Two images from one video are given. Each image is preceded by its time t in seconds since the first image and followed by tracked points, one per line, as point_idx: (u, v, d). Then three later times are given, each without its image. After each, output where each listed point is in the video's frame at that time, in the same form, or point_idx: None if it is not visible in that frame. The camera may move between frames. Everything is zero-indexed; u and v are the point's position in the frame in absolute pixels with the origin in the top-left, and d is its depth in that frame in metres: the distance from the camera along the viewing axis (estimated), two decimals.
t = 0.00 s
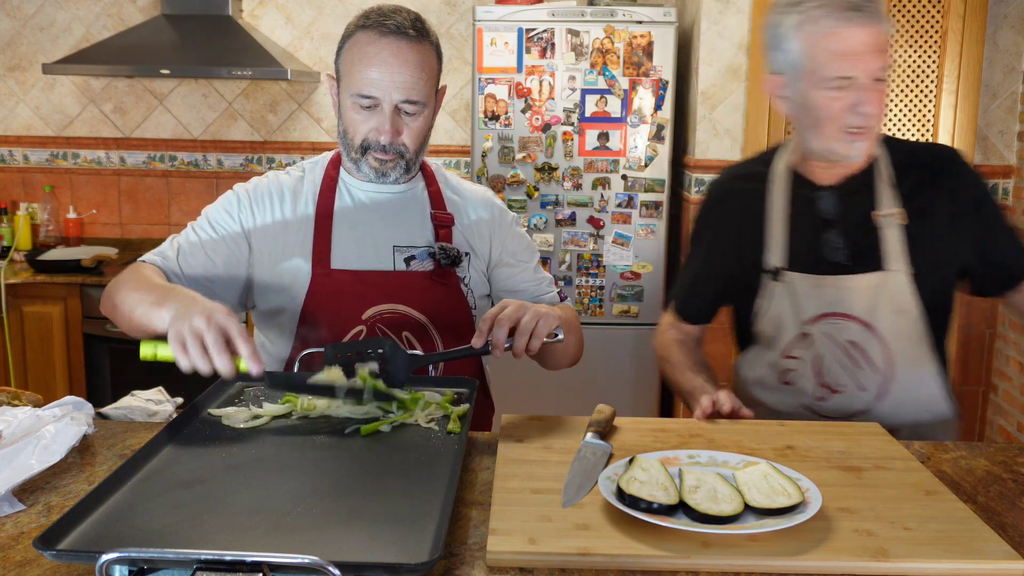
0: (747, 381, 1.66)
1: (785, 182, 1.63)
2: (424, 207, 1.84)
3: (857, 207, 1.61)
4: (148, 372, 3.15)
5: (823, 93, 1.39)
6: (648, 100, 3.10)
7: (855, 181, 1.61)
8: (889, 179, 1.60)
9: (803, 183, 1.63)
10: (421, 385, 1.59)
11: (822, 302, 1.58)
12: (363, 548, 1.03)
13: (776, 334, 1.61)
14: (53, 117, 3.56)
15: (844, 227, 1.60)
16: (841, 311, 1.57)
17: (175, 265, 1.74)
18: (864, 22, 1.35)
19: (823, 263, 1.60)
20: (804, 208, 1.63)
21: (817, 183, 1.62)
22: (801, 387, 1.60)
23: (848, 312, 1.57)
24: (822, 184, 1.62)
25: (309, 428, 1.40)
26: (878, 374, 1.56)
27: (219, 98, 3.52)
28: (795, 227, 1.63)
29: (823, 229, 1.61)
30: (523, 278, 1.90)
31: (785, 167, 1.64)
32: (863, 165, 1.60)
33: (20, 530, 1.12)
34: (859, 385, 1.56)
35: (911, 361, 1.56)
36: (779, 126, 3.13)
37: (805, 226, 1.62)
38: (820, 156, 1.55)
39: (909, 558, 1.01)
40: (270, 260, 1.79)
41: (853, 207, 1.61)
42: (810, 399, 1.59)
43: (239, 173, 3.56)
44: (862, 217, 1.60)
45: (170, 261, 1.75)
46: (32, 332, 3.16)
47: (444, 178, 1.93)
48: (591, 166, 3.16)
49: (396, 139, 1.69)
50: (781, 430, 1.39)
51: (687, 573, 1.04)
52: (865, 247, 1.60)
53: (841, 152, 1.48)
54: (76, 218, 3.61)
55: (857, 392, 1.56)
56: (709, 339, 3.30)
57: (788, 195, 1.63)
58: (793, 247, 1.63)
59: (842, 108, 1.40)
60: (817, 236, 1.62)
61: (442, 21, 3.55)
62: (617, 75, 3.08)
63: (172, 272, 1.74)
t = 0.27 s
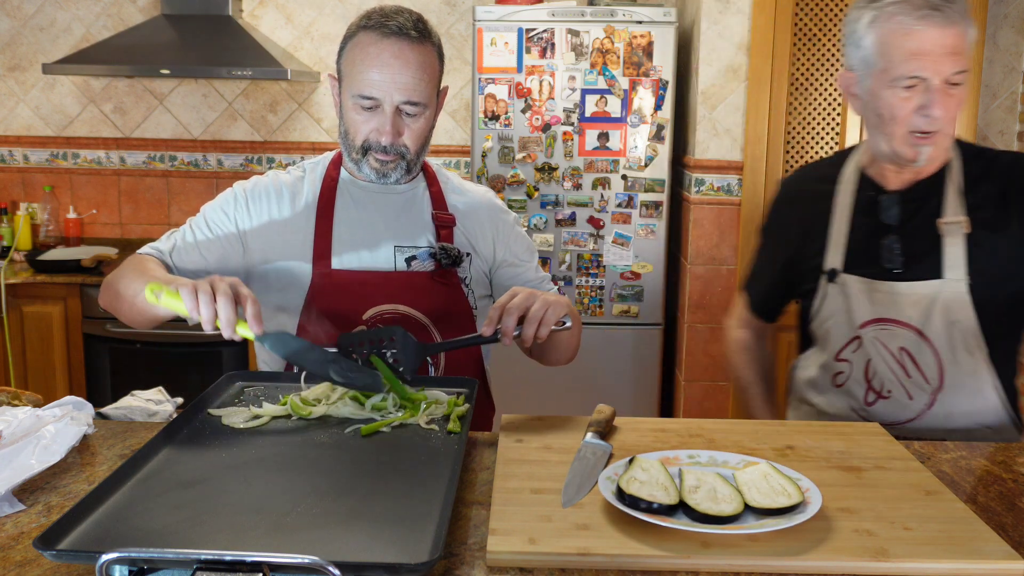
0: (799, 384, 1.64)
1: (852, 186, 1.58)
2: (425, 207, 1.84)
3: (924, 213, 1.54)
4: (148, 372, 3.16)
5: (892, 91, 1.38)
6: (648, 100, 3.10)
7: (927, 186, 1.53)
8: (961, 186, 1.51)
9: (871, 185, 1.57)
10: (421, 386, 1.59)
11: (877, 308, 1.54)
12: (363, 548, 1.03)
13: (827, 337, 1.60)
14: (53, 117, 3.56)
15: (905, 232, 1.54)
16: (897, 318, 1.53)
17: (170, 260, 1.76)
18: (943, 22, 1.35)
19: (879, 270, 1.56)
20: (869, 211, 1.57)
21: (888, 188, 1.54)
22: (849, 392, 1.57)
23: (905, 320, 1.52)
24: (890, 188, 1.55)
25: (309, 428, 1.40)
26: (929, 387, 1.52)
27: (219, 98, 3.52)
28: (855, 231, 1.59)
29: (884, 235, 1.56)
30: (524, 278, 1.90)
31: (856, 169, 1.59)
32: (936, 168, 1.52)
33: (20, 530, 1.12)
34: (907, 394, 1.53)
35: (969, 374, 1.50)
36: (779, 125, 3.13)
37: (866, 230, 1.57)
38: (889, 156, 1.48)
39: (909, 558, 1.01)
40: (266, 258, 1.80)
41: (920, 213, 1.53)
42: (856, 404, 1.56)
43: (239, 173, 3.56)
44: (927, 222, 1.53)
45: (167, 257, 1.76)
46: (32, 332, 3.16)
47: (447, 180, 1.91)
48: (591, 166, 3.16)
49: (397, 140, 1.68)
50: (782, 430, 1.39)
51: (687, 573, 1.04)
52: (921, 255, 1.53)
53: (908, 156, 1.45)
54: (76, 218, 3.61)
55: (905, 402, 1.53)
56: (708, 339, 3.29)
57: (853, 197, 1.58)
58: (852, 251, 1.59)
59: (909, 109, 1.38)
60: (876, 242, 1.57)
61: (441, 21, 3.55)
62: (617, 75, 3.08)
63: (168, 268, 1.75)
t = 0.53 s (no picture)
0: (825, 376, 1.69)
1: (891, 179, 1.61)
2: (426, 207, 1.83)
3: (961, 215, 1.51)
4: (148, 372, 3.16)
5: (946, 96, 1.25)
6: (649, 100, 3.10)
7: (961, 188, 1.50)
8: (1001, 192, 1.47)
9: (910, 181, 1.58)
10: (421, 386, 1.59)
11: (897, 307, 1.56)
12: (363, 548, 1.03)
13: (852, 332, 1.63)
14: (53, 117, 3.56)
15: (935, 234, 1.54)
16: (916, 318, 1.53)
17: (170, 261, 1.76)
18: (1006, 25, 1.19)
19: (904, 268, 1.58)
20: (905, 208, 1.59)
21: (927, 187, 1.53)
22: (865, 388, 1.59)
23: (924, 321, 1.52)
24: (929, 186, 1.54)
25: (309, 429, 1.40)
26: (941, 391, 1.51)
27: (219, 98, 3.52)
28: (890, 226, 1.61)
29: (916, 234, 1.57)
30: (524, 278, 1.91)
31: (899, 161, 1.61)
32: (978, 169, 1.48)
33: (20, 530, 1.12)
34: (919, 395, 1.52)
35: (986, 382, 1.48)
36: (779, 125, 3.13)
37: (900, 227, 1.60)
38: (930, 159, 1.45)
39: (908, 558, 1.01)
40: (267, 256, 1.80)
41: (956, 213, 1.52)
42: (870, 401, 1.58)
43: (239, 173, 3.56)
44: (959, 226, 1.51)
45: (166, 256, 1.77)
46: (32, 333, 3.16)
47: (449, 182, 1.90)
48: (591, 166, 3.16)
49: (396, 140, 1.68)
50: (782, 430, 1.39)
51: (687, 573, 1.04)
52: (950, 256, 1.53)
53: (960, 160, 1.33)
54: (76, 218, 3.61)
55: (917, 404, 1.53)
56: (708, 339, 3.29)
57: (890, 193, 1.61)
58: (883, 249, 1.63)
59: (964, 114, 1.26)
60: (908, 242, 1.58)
61: (441, 21, 3.55)
62: (617, 75, 3.08)
63: (168, 267, 1.76)
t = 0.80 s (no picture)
0: (842, 380, 1.70)
1: (918, 180, 1.67)
2: (428, 207, 1.84)
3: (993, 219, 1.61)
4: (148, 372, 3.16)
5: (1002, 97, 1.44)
6: (648, 100, 3.10)
7: (991, 190, 1.60)
8: None
9: (939, 183, 1.65)
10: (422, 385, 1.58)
11: (930, 310, 1.61)
12: (363, 548, 1.03)
13: (878, 335, 1.66)
14: (53, 117, 3.56)
15: (969, 234, 1.61)
16: (951, 322, 1.59)
17: (180, 264, 1.73)
18: None
19: (938, 269, 1.63)
20: (933, 209, 1.65)
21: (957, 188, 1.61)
22: (895, 392, 1.62)
23: (958, 324, 1.58)
24: (959, 187, 1.62)
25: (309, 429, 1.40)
26: (975, 393, 1.57)
27: (219, 98, 3.52)
28: (918, 228, 1.66)
29: (947, 234, 1.63)
30: (523, 278, 1.90)
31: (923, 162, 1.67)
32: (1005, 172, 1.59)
33: (20, 530, 1.12)
34: (953, 399, 1.58)
35: (1014, 383, 1.56)
36: (779, 125, 3.13)
37: (929, 227, 1.65)
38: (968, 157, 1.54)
39: (908, 558, 1.01)
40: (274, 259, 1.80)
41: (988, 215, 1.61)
42: (900, 405, 1.62)
43: (239, 173, 3.56)
44: (993, 226, 1.60)
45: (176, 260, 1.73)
46: (32, 333, 3.16)
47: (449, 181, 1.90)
48: (591, 166, 3.16)
49: (409, 140, 1.68)
50: (782, 429, 1.39)
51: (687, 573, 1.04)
52: (983, 256, 1.60)
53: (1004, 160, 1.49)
54: (76, 218, 3.61)
55: (951, 407, 1.58)
56: (708, 339, 3.29)
57: (918, 194, 1.67)
58: (910, 249, 1.67)
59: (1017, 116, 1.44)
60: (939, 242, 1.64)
61: (442, 21, 3.55)
62: (617, 75, 3.08)
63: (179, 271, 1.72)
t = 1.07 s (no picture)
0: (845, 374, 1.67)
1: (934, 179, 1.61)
2: (430, 210, 2.16)
3: (993, 214, 2.15)
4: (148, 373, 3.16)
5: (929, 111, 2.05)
6: (649, 100, 3.09)
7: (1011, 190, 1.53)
8: None
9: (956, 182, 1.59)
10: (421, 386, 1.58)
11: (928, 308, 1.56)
12: (363, 548, 1.03)
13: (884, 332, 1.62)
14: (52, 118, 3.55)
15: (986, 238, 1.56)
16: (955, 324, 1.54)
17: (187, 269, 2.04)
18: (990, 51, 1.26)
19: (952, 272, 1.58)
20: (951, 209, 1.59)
21: (960, 187, 2.15)
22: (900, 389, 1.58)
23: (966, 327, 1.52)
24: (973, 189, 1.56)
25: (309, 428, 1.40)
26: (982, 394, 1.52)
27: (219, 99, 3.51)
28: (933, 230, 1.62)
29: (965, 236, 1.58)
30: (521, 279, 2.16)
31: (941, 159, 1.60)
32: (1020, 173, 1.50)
33: (20, 530, 1.12)
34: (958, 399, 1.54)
35: None
36: (779, 125, 3.17)
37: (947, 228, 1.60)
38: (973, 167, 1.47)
39: (908, 558, 1.01)
40: (282, 262, 2.05)
41: (984, 218, 2.17)
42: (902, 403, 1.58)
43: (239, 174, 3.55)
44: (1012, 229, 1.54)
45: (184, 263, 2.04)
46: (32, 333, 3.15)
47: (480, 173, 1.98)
48: (591, 166, 3.11)
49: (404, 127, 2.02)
50: (783, 428, 1.39)
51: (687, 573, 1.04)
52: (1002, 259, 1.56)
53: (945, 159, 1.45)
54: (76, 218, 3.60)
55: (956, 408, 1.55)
56: (708, 339, 3.29)
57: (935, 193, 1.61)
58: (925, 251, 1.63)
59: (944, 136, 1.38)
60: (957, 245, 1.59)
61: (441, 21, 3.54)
62: (617, 75, 3.06)
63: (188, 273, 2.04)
